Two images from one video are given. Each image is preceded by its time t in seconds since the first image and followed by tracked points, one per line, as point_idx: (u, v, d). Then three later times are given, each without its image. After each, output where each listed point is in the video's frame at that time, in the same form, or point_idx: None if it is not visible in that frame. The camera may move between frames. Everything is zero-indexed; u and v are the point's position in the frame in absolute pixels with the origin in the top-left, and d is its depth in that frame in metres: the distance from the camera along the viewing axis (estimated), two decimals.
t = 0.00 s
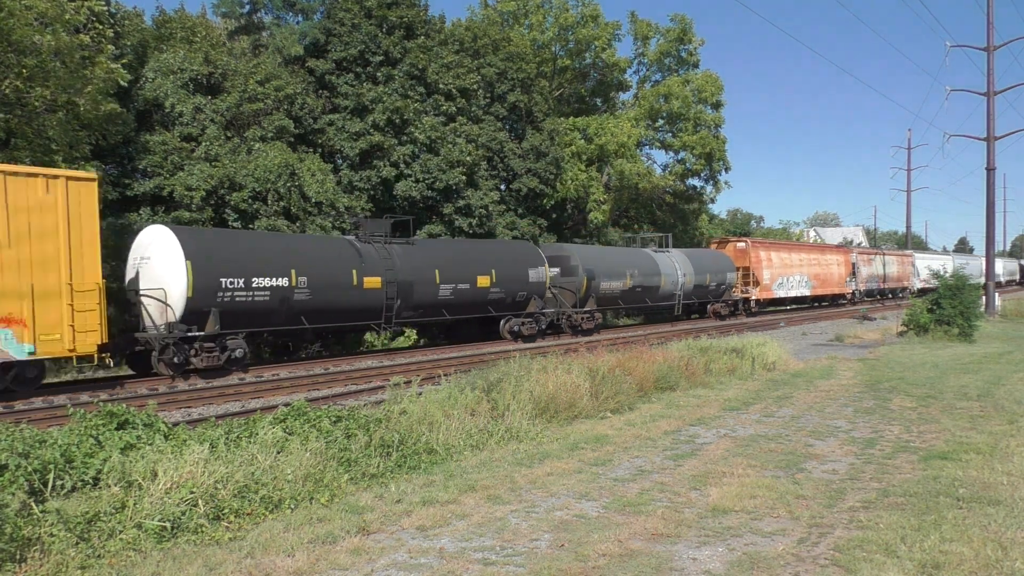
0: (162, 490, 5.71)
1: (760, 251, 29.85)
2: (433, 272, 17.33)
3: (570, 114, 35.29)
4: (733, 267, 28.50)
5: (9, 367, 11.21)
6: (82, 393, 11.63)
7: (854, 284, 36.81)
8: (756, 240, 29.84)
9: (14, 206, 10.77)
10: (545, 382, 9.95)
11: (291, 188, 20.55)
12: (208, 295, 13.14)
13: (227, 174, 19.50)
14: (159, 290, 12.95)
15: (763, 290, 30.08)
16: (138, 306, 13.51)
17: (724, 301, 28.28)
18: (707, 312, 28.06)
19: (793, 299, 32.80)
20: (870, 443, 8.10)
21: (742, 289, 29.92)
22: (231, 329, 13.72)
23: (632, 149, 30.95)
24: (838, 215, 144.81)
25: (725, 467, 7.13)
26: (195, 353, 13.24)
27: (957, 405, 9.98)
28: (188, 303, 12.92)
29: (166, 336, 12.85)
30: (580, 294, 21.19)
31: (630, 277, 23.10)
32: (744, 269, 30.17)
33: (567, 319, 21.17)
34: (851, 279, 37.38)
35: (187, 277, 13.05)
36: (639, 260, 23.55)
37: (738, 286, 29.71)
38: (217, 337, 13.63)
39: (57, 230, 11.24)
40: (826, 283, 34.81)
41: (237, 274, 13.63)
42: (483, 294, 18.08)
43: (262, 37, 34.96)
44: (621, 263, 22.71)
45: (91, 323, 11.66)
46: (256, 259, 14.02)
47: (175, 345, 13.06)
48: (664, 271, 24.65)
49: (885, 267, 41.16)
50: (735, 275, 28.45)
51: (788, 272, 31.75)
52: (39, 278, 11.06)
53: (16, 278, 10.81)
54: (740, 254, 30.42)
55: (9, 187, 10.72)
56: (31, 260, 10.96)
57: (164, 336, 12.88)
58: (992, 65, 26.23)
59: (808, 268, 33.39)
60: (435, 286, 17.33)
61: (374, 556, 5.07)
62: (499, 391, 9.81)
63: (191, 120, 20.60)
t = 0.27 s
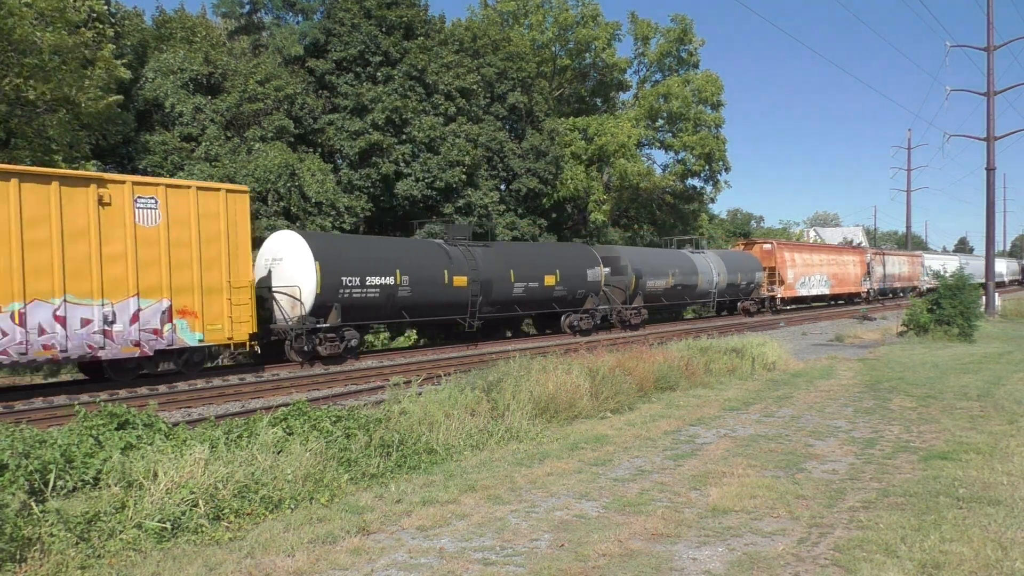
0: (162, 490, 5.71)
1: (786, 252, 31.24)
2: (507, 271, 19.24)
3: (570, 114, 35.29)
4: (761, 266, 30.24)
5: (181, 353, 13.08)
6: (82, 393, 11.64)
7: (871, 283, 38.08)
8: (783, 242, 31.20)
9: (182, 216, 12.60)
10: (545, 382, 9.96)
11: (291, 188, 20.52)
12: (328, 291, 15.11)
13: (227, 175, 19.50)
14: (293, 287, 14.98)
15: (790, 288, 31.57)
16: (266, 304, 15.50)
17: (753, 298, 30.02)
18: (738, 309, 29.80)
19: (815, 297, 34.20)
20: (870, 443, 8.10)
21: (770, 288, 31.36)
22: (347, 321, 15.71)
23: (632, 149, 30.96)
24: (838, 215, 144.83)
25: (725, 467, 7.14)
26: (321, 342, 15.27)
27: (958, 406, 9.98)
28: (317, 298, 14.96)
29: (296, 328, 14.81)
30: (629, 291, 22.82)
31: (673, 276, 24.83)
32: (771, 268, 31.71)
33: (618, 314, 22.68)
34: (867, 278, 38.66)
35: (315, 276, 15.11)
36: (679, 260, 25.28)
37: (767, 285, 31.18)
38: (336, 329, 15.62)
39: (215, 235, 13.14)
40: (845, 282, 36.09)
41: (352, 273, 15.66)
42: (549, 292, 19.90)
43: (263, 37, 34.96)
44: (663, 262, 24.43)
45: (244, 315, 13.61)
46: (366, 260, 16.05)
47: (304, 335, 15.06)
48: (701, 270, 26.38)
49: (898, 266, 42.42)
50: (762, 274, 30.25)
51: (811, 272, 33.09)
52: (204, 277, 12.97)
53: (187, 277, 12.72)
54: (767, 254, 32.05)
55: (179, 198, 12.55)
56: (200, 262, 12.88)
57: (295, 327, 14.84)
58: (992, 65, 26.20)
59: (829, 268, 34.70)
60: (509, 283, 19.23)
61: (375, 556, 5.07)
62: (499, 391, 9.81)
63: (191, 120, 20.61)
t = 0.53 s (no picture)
0: (162, 489, 5.71)
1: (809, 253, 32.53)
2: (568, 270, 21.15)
3: (569, 114, 35.29)
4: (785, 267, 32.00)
5: (311, 341, 15.50)
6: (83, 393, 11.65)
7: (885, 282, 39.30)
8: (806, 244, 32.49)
9: (310, 224, 14.95)
10: (545, 382, 9.96)
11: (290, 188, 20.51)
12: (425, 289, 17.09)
13: (226, 175, 19.49)
14: (395, 285, 17.03)
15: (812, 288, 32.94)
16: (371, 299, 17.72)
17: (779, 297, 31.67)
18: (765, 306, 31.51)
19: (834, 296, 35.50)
20: (870, 443, 8.10)
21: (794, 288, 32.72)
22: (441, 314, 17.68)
23: (632, 149, 30.97)
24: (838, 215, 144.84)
25: (725, 467, 7.14)
26: (417, 334, 17.24)
27: (957, 405, 9.98)
28: (416, 294, 16.94)
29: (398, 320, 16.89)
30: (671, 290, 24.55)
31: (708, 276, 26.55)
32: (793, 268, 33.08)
33: (660, 311, 24.46)
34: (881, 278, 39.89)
35: (414, 275, 17.10)
36: (713, 260, 27.03)
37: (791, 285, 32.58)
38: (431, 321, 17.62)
39: (335, 240, 15.49)
40: (861, 282, 37.35)
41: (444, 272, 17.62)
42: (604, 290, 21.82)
43: (263, 37, 34.97)
44: (700, 262, 26.15)
45: (360, 309, 15.96)
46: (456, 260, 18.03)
47: (404, 326, 17.11)
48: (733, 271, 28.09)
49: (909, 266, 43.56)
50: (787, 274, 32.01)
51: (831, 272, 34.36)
52: (327, 276, 15.32)
53: (315, 276, 15.09)
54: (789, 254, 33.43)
55: (309, 209, 14.95)
56: (325, 263, 15.24)
57: (397, 320, 16.91)
58: (992, 65, 26.19)
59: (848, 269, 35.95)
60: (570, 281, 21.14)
61: (374, 555, 5.07)
62: (499, 391, 9.81)
63: (191, 120, 20.60)
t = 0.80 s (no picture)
0: (162, 490, 5.71)
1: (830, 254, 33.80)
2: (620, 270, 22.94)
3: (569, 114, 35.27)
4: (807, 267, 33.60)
5: (411, 333, 17.30)
6: (84, 393, 11.65)
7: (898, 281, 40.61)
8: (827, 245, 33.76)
9: (410, 228, 16.67)
10: (545, 382, 9.96)
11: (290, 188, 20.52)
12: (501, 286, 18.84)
13: (226, 174, 19.48)
14: (476, 282, 18.79)
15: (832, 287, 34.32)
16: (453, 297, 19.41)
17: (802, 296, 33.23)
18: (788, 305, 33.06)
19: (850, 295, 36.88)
20: (870, 443, 8.10)
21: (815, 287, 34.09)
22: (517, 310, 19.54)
23: (632, 149, 30.98)
24: (838, 215, 144.90)
25: (725, 467, 7.14)
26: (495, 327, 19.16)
27: (958, 405, 9.98)
28: (494, 291, 18.69)
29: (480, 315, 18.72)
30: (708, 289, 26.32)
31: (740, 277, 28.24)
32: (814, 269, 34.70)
33: (697, 308, 26.21)
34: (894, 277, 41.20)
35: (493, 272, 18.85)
36: (743, 261, 28.75)
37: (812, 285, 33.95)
38: (506, 316, 19.52)
39: (432, 243, 17.26)
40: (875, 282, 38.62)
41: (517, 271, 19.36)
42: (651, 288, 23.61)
43: (263, 37, 34.96)
44: (732, 263, 27.88)
45: (451, 304, 17.73)
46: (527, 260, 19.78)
47: (484, 321, 19.03)
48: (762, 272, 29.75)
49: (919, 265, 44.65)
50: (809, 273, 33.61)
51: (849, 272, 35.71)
52: (426, 274, 17.08)
53: (416, 274, 16.87)
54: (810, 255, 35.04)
55: (410, 215, 16.68)
56: (424, 263, 17.04)
57: (478, 315, 18.80)
58: (992, 65, 26.13)
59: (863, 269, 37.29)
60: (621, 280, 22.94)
61: (374, 555, 5.07)
62: (499, 391, 9.81)
63: (191, 119, 20.60)
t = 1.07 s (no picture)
0: (162, 490, 5.71)
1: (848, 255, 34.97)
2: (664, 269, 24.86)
3: (569, 114, 35.25)
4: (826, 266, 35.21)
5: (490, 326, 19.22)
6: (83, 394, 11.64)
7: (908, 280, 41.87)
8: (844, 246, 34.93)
9: (491, 232, 18.56)
10: (545, 381, 9.96)
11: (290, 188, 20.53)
12: (565, 284, 20.61)
13: (226, 175, 19.48)
14: (544, 282, 20.63)
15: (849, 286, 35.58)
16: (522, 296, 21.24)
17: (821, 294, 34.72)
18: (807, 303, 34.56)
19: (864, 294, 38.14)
20: (870, 443, 8.10)
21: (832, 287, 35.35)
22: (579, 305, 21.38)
23: (633, 149, 31.00)
24: (838, 215, 145.03)
25: (725, 467, 7.13)
26: (557, 323, 20.93)
27: (958, 405, 9.98)
28: (560, 289, 20.46)
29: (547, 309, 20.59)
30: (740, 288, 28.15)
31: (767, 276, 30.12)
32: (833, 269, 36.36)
33: (729, 306, 28.00)
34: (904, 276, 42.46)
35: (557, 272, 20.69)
36: (769, 262, 30.57)
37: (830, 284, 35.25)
38: (568, 312, 21.32)
39: (508, 244, 19.14)
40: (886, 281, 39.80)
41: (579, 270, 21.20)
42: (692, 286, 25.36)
43: (263, 37, 34.94)
44: (759, 263, 29.71)
45: (524, 300, 19.59)
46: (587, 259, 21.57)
47: (549, 316, 20.82)
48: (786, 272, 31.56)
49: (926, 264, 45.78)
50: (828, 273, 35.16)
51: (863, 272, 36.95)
52: (504, 273, 18.98)
53: (496, 274, 18.76)
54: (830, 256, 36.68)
55: (490, 220, 18.55)
56: (503, 262, 18.91)
57: (544, 311, 20.59)
58: (992, 65, 26.06)
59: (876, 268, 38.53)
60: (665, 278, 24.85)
61: (374, 555, 5.07)
62: (499, 391, 9.81)
63: (191, 120, 20.60)
